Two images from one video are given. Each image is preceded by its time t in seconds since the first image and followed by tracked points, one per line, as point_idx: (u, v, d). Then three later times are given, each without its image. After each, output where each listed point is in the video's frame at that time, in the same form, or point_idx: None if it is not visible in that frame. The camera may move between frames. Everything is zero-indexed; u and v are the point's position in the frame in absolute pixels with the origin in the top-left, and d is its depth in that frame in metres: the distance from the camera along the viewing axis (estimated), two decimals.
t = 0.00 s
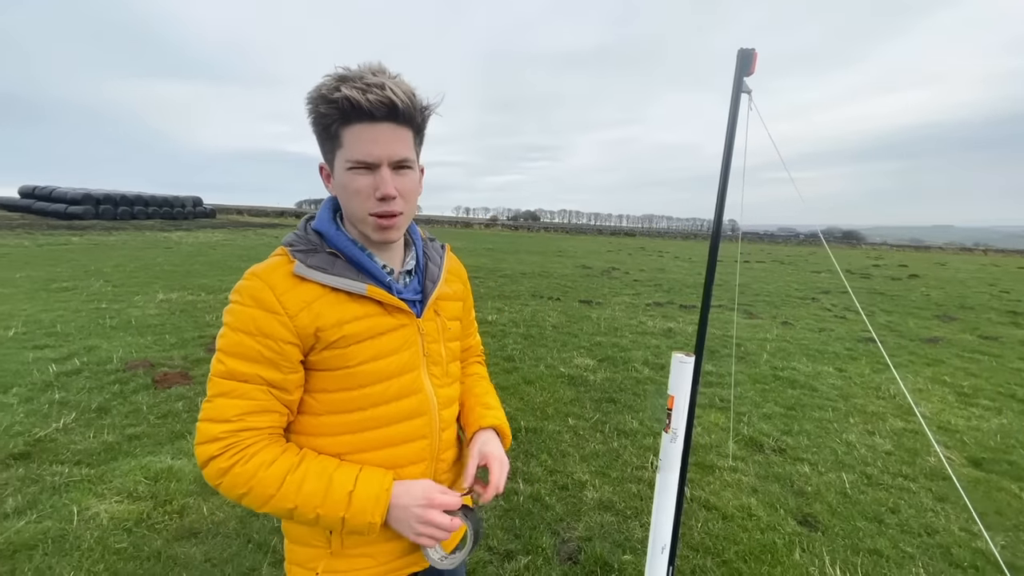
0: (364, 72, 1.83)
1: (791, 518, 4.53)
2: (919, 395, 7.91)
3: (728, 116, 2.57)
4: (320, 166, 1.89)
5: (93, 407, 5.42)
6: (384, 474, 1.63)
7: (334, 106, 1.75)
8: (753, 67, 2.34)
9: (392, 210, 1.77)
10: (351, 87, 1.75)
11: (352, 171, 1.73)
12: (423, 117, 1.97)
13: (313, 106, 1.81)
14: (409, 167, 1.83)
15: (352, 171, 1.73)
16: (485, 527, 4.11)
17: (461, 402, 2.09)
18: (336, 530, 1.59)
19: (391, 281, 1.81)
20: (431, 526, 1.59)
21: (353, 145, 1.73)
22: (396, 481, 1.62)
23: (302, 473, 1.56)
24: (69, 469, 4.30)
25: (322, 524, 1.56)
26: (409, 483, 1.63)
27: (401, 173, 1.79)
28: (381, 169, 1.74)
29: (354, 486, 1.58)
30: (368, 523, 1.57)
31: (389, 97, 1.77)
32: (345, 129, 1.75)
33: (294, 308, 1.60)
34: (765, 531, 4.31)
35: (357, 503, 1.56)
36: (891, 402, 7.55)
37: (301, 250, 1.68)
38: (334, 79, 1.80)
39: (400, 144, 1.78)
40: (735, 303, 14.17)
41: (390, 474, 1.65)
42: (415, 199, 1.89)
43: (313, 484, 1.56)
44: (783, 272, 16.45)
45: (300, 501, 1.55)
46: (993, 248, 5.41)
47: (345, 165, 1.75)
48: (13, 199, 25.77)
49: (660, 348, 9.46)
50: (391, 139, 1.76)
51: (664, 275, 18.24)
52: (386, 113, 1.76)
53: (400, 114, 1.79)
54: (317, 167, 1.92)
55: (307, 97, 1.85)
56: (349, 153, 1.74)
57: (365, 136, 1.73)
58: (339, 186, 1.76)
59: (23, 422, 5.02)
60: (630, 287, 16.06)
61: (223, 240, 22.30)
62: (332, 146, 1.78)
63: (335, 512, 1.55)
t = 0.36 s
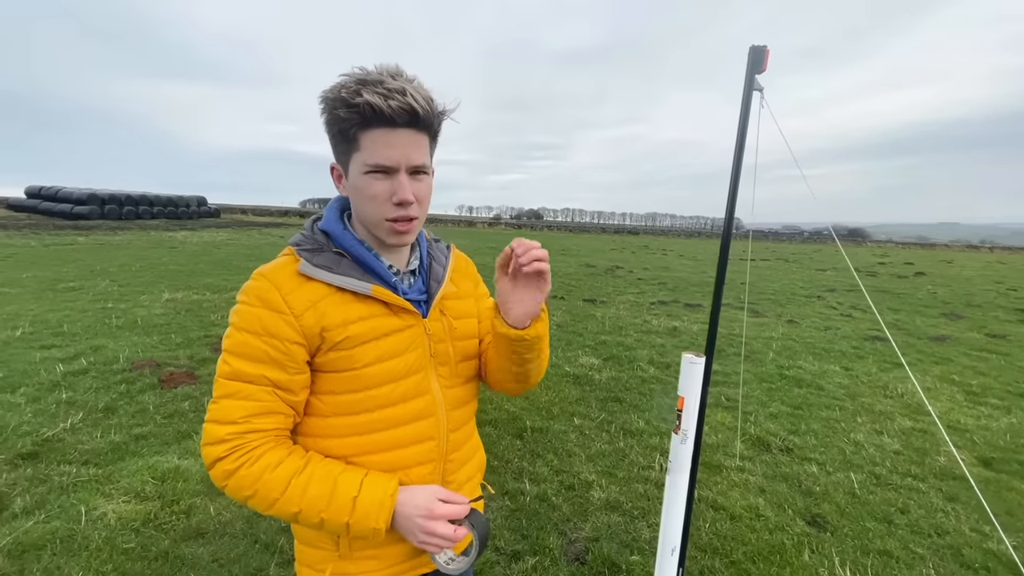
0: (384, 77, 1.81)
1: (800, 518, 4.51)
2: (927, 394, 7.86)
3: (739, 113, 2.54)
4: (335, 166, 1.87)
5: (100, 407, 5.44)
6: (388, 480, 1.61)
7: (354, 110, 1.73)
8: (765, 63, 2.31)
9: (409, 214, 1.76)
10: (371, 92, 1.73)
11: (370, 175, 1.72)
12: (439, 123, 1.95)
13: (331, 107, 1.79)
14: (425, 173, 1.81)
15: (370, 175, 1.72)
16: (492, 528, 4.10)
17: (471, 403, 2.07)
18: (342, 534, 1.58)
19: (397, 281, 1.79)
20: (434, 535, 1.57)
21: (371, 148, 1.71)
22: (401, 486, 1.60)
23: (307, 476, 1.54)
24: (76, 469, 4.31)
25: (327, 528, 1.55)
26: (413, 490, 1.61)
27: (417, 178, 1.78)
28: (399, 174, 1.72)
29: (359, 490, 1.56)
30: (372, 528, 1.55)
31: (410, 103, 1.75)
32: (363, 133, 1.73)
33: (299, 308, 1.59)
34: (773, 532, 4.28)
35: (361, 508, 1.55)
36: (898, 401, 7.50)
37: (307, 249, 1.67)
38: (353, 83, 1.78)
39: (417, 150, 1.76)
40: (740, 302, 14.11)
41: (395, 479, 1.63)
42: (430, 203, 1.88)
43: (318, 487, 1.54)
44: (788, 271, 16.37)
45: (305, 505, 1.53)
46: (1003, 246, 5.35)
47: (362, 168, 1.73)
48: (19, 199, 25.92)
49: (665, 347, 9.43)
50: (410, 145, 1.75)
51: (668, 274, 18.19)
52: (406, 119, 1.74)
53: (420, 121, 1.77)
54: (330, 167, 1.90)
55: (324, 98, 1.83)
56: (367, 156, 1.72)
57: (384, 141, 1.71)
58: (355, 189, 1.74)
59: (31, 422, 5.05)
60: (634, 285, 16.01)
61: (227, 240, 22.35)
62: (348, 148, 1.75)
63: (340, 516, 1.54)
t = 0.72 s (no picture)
0: (376, 71, 1.81)
1: (802, 516, 4.51)
2: (929, 392, 7.86)
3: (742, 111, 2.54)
4: (333, 165, 1.88)
5: (103, 408, 5.45)
6: (384, 481, 1.61)
7: (348, 105, 1.74)
8: (768, 62, 2.32)
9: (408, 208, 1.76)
10: (364, 86, 1.74)
11: (367, 170, 1.72)
12: (435, 114, 1.96)
13: (326, 106, 1.80)
14: (423, 165, 1.82)
15: (367, 170, 1.72)
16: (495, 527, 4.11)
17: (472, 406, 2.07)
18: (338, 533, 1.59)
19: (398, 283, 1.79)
20: (430, 534, 1.58)
21: (368, 144, 1.72)
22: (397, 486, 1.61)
23: (305, 475, 1.55)
24: (80, 470, 4.31)
25: (325, 527, 1.55)
26: (409, 489, 1.61)
27: (416, 171, 1.78)
28: (397, 167, 1.73)
29: (355, 490, 1.56)
30: (366, 529, 1.55)
31: (403, 95, 1.76)
32: (358, 128, 1.73)
33: (298, 310, 1.59)
34: (776, 531, 4.29)
35: (356, 507, 1.55)
36: (900, 400, 7.50)
37: (309, 251, 1.68)
38: (346, 78, 1.78)
39: (414, 141, 1.77)
40: (741, 301, 14.11)
41: (391, 478, 1.64)
42: (430, 197, 1.88)
43: (315, 487, 1.55)
44: (789, 270, 16.38)
45: (302, 504, 1.54)
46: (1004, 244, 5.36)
47: (360, 164, 1.73)
48: (20, 201, 25.95)
49: (666, 347, 9.44)
50: (406, 137, 1.75)
51: (668, 273, 18.20)
52: (400, 111, 1.75)
53: (414, 112, 1.78)
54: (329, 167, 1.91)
55: (319, 98, 1.84)
56: (364, 151, 1.72)
57: (380, 134, 1.72)
58: (354, 186, 1.75)
59: (33, 423, 5.05)
60: (635, 285, 16.03)
61: (228, 241, 22.36)
62: (346, 145, 1.76)
63: (336, 516, 1.55)
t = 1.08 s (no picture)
0: (392, 70, 1.82)
1: (799, 515, 4.52)
2: (925, 391, 7.90)
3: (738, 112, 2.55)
4: (340, 158, 1.87)
5: (100, 409, 5.43)
6: (392, 477, 1.62)
7: (361, 101, 1.74)
8: (764, 62, 2.33)
9: (412, 208, 1.77)
10: (380, 84, 1.74)
11: (375, 166, 1.72)
12: (446, 120, 1.98)
13: (339, 99, 1.79)
14: (431, 168, 1.83)
15: (375, 166, 1.72)
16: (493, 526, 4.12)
17: (471, 406, 2.09)
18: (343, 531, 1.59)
19: (401, 283, 1.80)
20: (443, 523, 1.60)
21: (378, 140, 1.72)
22: (405, 482, 1.62)
23: (309, 475, 1.56)
24: (77, 471, 4.30)
25: (330, 525, 1.56)
26: (417, 483, 1.63)
27: (423, 173, 1.80)
28: (405, 167, 1.74)
29: (361, 487, 1.57)
30: (376, 524, 1.56)
31: (418, 97, 1.77)
32: (370, 125, 1.74)
33: (301, 310, 1.59)
34: (773, 529, 4.30)
35: (364, 504, 1.55)
36: (896, 398, 7.53)
37: (311, 250, 1.68)
38: (363, 75, 1.79)
39: (423, 144, 1.78)
40: (738, 301, 14.15)
41: (398, 473, 1.65)
42: (434, 199, 1.89)
43: (320, 485, 1.55)
44: (787, 270, 16.43)
45: (307, 503, 1.54)
46: (998, 244, 5.39)
47: (368, 160, 1.73)
48: (16, 203, 25.86)
49: (663, 347, 9.46)
50: (417, 138, 1.76)
51: (666, 273, 18.23)
52: (414, 113, 1.76)
53: (427, 115, 1.79)
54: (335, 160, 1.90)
55: (332, 90, 1.83)
56: (373, 148, 1.72)
57: (391, 133, 1.72)
58: (359, 180, 1.75)
59: (30, 424, 5.04)
60: (632, 285, 16.05)
61: (225, 242, 22.32)
62: (355, 140, 1.76)
63: (343, 514, 1.55)
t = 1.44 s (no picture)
0: (387, 73, 1.84)
1: (793, 514, 4.55)
2: (918, 391, 7.95)
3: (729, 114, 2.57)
4: (336, 161, 1.87)
5: (94, 411, 5.41)
6: (383, 477, 1.62)
7: (358, 103, 1.75)
8: (754, 65, 2.35)
9: (409, 209, 1.77)
10: (376, 86, 1.76)
11: (372, 168, 1.73)
12: (442, 122, 1.99)
13: (335, 101, 1.80)
14: (428, 170, 1.84)
15: (372, 168, 1.73)
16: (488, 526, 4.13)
17: (464, 408, 2.10)
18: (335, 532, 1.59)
19: (394, 285, 1.80)
20: (431, 526, 1.59)
21: (375, 142, 1.73)
22: (396, 483, 1.63)
23: (300, 476, 1.56)
24: (70, 473, 4.29)
25: (322, 526, 1.56)
26: (409, 482, 1.64)
27: (420, 174, 1.80)
28: (402, 168, 1.74)
29: (353, 487, 1.58)
30: (366, 524, 1.57)
31: (414, 98, 1.78)
32: (366, 126, 1.74)
33: (293, 312, 1.60)
34: (768, 528, 4.32)
35: (355, 504, 1.56)
36: (890, 398, 7.58)
37: (303, 252, 1.68)
38: (359, 78, 1.80)
39: (420, 145, 1.78)
40: (734, 302, 14.20)
41: (390, 474, 1.65)
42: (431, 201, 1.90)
43: (312, 486, 1.56)
44: (782, 270, 16.49)
45: (299, 503, 1.55)
46: (991, 244, 5.42)
47: (365, 161, 1.73)
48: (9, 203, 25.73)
49: (659, 347, 9.48)
50: (414, 139, 1.77)
51: (662, 274, 18.29)
52: (411, 114, 1.77)
53: (423, 116, 1.80)
54: (330, 163, 1.90)
55: (328, 93, 1.84)
56: (370, 150, 1.73)
57: (388, 134, 1.73)
58: (356, 182, 1.75)
59: (23, 426, 5.02)
60: (628, 286, 16.09)
61: (221, 242, 22.26)
62: (351, 142, 1.76)
63: (334, 513, 1.56)
